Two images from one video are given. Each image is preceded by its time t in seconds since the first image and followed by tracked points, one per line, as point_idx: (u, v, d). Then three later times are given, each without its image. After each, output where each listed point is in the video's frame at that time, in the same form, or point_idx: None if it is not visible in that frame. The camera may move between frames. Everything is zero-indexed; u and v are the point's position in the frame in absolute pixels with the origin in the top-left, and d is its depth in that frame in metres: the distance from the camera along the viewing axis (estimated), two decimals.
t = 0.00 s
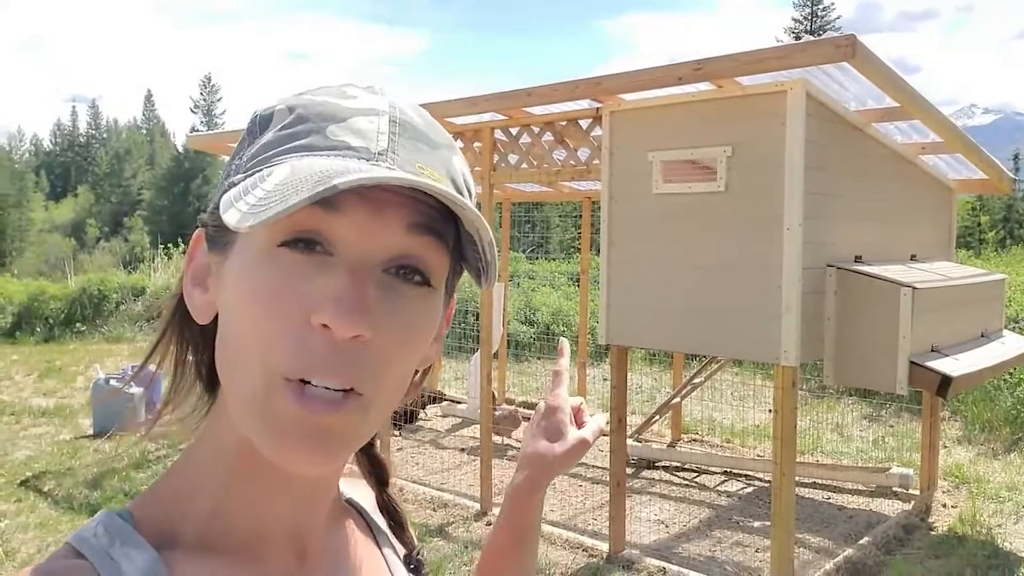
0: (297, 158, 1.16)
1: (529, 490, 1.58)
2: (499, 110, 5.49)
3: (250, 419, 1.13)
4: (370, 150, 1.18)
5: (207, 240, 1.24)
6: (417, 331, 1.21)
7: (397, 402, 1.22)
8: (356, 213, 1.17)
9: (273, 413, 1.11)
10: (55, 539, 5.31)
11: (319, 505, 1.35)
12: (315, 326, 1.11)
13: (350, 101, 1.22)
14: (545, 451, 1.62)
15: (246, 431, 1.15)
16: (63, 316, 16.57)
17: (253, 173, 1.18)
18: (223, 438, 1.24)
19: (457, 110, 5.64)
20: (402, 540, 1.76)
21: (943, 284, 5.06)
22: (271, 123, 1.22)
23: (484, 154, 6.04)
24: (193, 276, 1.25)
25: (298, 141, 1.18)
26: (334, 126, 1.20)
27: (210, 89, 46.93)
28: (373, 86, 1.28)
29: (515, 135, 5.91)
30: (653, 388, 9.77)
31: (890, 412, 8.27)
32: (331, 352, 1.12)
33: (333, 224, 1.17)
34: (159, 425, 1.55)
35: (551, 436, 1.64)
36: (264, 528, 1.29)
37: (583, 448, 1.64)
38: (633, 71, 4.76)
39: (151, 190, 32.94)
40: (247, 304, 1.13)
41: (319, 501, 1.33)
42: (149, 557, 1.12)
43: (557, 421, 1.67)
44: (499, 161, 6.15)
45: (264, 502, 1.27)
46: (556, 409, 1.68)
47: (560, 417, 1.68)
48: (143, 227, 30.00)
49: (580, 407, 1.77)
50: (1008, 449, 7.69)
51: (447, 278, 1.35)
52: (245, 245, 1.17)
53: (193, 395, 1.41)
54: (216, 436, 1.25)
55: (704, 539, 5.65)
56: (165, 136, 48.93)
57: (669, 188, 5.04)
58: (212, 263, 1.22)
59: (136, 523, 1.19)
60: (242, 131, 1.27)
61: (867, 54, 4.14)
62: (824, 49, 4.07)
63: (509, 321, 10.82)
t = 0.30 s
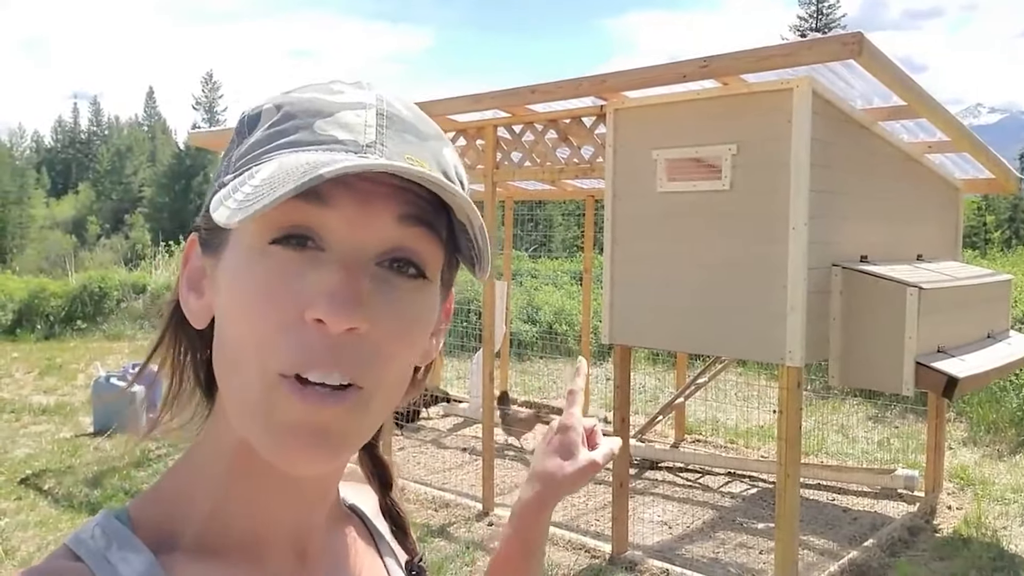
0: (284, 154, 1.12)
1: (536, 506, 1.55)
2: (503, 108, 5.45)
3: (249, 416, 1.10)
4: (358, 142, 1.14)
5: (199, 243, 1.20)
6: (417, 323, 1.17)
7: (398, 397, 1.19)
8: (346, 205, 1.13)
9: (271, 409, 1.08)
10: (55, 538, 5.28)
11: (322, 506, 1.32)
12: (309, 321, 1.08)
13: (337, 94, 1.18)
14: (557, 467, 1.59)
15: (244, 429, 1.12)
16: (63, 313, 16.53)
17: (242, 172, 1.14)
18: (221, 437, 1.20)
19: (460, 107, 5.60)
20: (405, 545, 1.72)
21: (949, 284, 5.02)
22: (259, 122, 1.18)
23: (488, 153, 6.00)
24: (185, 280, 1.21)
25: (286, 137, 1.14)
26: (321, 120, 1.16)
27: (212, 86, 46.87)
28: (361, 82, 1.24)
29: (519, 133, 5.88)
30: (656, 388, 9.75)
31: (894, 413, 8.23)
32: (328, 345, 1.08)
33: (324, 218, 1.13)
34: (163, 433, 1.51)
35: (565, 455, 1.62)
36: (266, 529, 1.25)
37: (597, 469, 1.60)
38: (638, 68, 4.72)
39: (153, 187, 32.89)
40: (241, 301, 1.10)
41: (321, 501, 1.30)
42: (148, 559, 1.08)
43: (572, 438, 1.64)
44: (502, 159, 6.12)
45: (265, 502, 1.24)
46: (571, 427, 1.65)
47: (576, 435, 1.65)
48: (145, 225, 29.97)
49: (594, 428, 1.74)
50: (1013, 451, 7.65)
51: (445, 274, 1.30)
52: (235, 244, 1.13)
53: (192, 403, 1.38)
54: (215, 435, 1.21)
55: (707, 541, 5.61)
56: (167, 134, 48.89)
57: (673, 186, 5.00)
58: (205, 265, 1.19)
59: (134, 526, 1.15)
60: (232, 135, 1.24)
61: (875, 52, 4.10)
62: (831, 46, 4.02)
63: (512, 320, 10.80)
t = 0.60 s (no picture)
0: (258, 141, 1.13)
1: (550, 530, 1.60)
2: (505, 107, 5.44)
3: (247, 409, 1.10)
4: (332, 124, 1.13)
5: (189, 248, 1.21)
6: (411, 310, 1.17)
7: (396, 387, 1.19)
8: (325, 186, 1.14)
9: (270, 399, 1.09)
10: (58, 535, 5.29)
11: (325, 505, 1.31)
12: (300, 305, 1.08)
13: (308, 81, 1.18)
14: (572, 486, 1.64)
15: (243, 424, 1.12)
16: (67, 311, 16.55)
17: (222, 164, 1.16)
18: (221, 435, 1.21)
19: (463, 106, 5.59)
20: (415, 544, 1.72)
21: (953, 285, 5.01)
22: (235, 119, 1.20)
23: (491, 151, 6.00)
24: (178, 286, 1.22)
25: (261, 126, 1.15)
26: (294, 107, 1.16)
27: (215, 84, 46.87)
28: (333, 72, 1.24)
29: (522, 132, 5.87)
30: (658, 387, 9.74)
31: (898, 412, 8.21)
32: (323, 333, 1.08)
33: (306, 203, 1.13)
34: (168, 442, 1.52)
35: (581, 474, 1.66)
36: (269, 529, 1.25)
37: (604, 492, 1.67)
38: (641, 67, 4.71)
39: (156, 185, 32.91)
40: (232, 295, 1.11)
41: (322, 503, 1.29)
42: (151, 556, 1.08)
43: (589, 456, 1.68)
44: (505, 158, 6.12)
45: (267, 500, 1.23)
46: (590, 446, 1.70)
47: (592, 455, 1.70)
48: (148, 222, 29.99)
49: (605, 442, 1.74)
50: (1017, 451, 7.63)
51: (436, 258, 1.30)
52: (223, 240, 1.14)
53: (192, 410, 1.39)
54: (214, 432, 1.22)
55: (710, 540, 5.61)
56: (170, 132, 48.94)
57: (677, 185, 4.99)
58: (195, 268, 1.19)
59: (137, 525, 1.16)
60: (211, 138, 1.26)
61: (879, 51, 4.08)
62: (835, 46, 4.01)
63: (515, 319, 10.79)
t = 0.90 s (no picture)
0: (229, 147, 1.12)
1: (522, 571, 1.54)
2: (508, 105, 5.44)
3: (238, 408, 1.10)
4: (301, 122, 1.14)
5: (166, 253, 1.20)
6: (398, 303, 1.17)
7: (388, 380, 1.18)
8: (301, 187, 1.13)
9: (260, 397, 1.08)
10: (61, 533, 5.29)
11: (324, 504, 1.30)
12: (285, 309, 1.08)
13: (270, 78, 1.17)
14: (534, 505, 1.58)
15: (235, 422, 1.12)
16: (69, 310, 16.59)
17: (192, 172, 1.15)
18: (215, 435, 1.20)
19: (466, 105, 5.59)
20: (408, 525, 1.69)
21: (957, 284, 5.00)
22: (199, 121, 1.19)
23: (493, 150, 6.00)
24: (161, 291, 1.22)
25: (230, 130, 1.14)
26: (260, 107, 1.15)
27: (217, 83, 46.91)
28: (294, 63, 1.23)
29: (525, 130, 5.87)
30: (660, 386, 9.73)
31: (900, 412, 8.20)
32: (309, 331, 1.08)
33: (283, 205, 1.12)
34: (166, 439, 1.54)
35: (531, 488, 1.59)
36: (268, 527, 1.24)
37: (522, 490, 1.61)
38: (644, 66, 4.70)
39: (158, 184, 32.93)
40: (215, 298, 1.10)
41: (323, 499, 1.29)
42: (149, 555, 1.08)
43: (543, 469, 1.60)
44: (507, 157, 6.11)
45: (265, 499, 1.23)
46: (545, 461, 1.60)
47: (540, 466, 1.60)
48: (150, 221, 30.01)
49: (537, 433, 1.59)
50: (1019, 451, 7.62)
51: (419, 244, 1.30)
52: (200, 245, 1.13)
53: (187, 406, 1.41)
54: (208, 432, 1.22)
55: (712, 540, 5.60)
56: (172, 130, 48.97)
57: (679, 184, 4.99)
58: (175, 274, 1.19)
59: (135, 525, 1.16)
60: (178, 139, 1.25)
61: (882, 49, 4.07)
62: (839, 45, 4.00)
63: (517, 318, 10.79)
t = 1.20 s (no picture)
0: (203, 140, 1.13)
1: None
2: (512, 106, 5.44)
3: (223, 404, 1.10)
4: (276, 113, 1.14)
5: (151, 249, 1.21)
6: (380, 297, 1.17)
7: (374, 373, 1.18)
8: (276, 180, 1.13)
9: (243, 394, 1.08)
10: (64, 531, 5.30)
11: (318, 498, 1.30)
12: (264, 306, 1.08)
13: (248, 68, 1.18)
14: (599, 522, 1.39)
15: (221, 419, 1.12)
16: (73, 309, 16.63)
17: (170, 165, 1.17)
18: (205, 432, 1.21)
19: (470, 106, 5.59)
20: (407, 520, 1.69)
21: (961, 286, 4.99)
22: (180, 113, 1.20)
23: (496, 150, 6.00)
24: (148, 287, 1.23)
25: (207, 122, 1.16)
26: (237, 97, 1.16)
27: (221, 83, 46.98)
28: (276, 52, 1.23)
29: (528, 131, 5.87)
30: (663, 388, 9.73)
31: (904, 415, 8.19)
32: (289, 327, 1.08)
33: (259, 197, 1.13)
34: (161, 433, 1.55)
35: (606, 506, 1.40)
36: (263, 522, 1.24)
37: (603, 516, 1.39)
38: (648, 66, 4.70)
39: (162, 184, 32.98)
40: (196, 294, 1.10)
41: (316, 495, 1.28)
42: (143, 550, 1.08)
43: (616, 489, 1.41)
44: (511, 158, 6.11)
45: (258, 494, 1.23)
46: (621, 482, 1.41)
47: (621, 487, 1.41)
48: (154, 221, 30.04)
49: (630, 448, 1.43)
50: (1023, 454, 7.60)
51: (406, 237, 1.29)
52: (181, 241, 1.14)
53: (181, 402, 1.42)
54: (198, 429, 1.22)
55: (715, 541, 5.59)
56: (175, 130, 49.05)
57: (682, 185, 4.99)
58: (160, 269, 1.20)
59: (130, 521, 1.16)
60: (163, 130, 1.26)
61: (887, 51, 4.07)
62: (843, 45, 3.99)
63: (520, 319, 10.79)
